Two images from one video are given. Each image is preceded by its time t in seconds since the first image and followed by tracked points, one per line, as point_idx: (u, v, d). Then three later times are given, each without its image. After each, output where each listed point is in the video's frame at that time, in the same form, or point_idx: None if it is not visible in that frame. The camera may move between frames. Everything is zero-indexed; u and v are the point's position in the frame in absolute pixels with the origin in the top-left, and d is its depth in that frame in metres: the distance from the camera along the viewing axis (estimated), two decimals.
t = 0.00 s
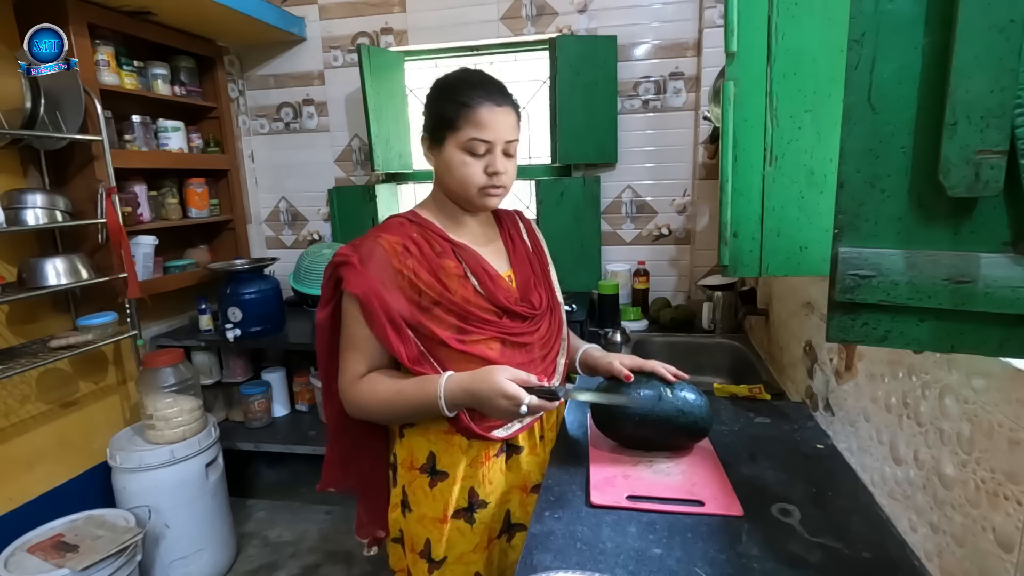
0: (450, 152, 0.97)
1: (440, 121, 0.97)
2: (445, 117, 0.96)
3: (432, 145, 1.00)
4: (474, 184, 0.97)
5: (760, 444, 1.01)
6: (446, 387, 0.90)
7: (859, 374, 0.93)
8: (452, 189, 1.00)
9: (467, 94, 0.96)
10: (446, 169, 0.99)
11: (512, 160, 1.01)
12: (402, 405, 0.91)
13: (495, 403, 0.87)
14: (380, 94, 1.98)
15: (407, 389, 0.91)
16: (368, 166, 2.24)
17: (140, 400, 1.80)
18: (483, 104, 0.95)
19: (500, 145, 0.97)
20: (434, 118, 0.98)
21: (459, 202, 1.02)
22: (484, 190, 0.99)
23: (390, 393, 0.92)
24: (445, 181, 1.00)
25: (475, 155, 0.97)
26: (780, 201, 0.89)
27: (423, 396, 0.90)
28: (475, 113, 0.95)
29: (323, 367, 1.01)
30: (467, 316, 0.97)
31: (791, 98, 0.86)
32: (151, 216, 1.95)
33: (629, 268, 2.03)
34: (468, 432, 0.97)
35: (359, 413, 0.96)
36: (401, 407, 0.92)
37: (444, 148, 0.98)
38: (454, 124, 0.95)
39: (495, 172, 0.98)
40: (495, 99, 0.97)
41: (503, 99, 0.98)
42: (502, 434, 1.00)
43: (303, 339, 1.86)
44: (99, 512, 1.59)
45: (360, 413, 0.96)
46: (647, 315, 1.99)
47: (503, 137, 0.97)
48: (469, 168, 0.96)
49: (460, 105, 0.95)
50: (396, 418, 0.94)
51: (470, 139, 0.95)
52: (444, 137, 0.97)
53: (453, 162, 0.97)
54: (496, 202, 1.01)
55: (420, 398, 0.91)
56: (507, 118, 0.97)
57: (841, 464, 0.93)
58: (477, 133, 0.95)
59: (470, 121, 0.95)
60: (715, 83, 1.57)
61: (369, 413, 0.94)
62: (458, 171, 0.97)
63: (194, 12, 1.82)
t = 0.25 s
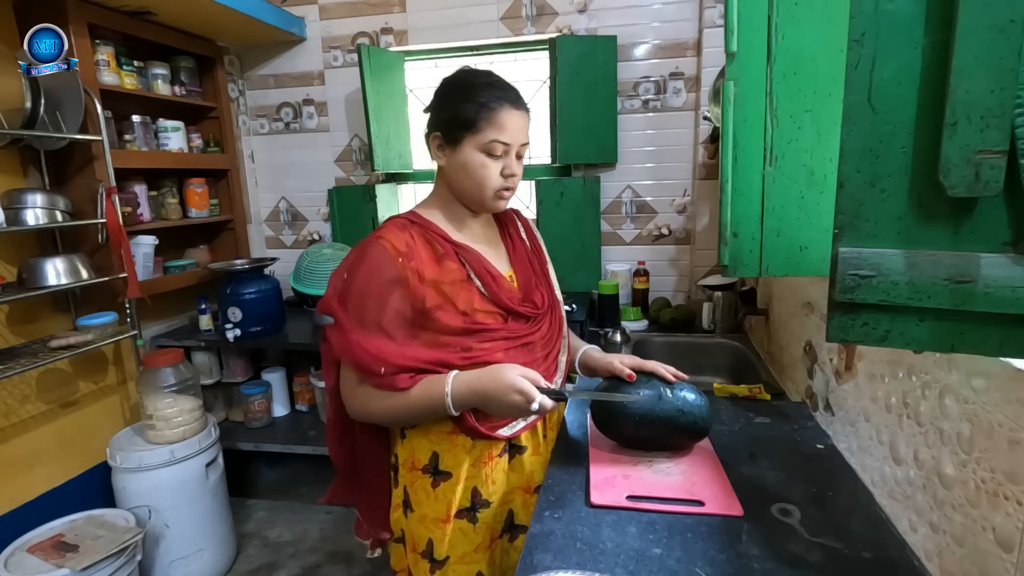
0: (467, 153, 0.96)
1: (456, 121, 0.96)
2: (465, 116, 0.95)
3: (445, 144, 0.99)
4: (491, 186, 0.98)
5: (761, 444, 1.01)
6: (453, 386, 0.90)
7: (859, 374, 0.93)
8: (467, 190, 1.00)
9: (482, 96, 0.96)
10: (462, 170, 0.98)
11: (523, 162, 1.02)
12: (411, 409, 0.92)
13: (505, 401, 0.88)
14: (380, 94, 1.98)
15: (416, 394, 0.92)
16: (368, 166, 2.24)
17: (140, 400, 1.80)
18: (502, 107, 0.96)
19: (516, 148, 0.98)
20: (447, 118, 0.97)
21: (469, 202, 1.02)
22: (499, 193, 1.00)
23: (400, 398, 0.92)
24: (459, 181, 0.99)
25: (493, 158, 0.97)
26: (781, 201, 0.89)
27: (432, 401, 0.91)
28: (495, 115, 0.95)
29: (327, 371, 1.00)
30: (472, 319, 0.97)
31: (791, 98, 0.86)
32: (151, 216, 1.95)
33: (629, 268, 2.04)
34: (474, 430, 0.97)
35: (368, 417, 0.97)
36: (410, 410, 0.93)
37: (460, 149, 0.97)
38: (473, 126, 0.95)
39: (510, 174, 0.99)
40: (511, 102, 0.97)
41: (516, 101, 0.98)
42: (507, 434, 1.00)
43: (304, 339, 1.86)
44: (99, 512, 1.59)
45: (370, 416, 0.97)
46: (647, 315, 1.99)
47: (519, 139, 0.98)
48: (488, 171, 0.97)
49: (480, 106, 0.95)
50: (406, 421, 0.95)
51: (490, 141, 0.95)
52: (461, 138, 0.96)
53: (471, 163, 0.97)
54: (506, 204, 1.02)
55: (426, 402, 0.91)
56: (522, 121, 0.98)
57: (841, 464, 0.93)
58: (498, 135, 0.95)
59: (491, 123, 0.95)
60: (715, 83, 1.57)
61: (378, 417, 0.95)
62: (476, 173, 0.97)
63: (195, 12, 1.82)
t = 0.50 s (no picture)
0: (470, 152, 0.96)
1: (459, 120, 0.96)
2: (468, 116, 0.95)
3: (447, 144, 0.99)
4: (492, 185, 0.97)
5: (761, 445, 1.01)
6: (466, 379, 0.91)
7: (859, 374, 0.93)
8: (469, 189, 0.99)
9: (486, 95, 0.96)
10: (464, 169, 0.98)
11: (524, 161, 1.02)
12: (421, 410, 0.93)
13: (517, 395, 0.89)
14: (380, 94, 1.98)
15: (425, 392, 0.92)
16: (368, 166, 2.24)
17: (140, 400, 1.80)
18: (505, 107, 0.96)
19: (519, 147, 0.98)
20: (450, 117, 0.97)
21: (471, 201, 1.02)
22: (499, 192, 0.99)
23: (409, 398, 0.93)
24: (461, 181, 0.99)
25: (494, 157, 0.97)
26: (781, 201, 0.89)
27: (441, 400, 0.91)
28: (498, 114, 0.95)
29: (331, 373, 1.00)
30: (476, 317, 0.98)
31: (791, 98, 0.86)
32: (151, 216, 1.95)
33: (629, 268, 2.03)
34: (478, 428, 0.98)
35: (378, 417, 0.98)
36: (418, 409, 0.93)
37: (463, 148, 0.97)
38: (476, 125, 0.95)
39: (512, 173, 0.99)
40: (514, 101, 0.98)
41: (519, 102, 0.98)
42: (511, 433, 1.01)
43: (304, 339, 1.86)
44: (99, 512, 1.59)
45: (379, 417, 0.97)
46: (647, 315, 1.99)
47: (521, 138, 0.98)
48: (489, 169, 0.96)
49: (484, 105, 0.95)
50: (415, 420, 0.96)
51: (493, 139, 0.95)
52: (464, 137, 0.96)
53: (474, 162, 0.96)
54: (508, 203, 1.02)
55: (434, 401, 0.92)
56: (524, 121, 0.98)
57: (841, 464, 0.93)
58: (501, 134, 0.95)
59: (494, 122, 0.95)
60: (715, 83, 1.56)
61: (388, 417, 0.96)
62: (477, 172, 0.97)
63: (194, 12, 1.81)
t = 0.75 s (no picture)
0: (465, 146, 0.97)
1: (456, 115, 0.97)
2: (465, 110, 0.96)
3: (447, 140, 1.00)
4: (486, 180, 0.97)
5: (761, 445, 1.01)
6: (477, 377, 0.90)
7: (859, 374, 0.93)
8: (463, 184, 0.99)
9: (485, 92, 0.97)
10: (459, 164, 0.98)
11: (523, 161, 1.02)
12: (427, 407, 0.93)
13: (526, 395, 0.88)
14: (380, 94, 1.98)
15: (430, 387, 0.92)
16: (368, 166, 2.24)
17: (140, 400, 1.80)
18: (503, 103, 0.96)
19: (515, 145, 0.98)
20: (450, 113, 0.98)
21: (467, 199, 1.02)
22: (494, 188, 0.99)
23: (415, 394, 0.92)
24: (457, 176, 1.00)
25: (489, 152, 0.97)
26: (781, 201, 0.89)
27: (447, 394, 0.91)
28: (495, 110, 0.96)
29: (337, 371, 1.00)
30: (478, 315, 0.98)
31: (791, 98, 0.86)
32: (151, 216, 1.95)
33: (629, 268, 2.03)
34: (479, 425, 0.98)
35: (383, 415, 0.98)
36: (422, 407, 0.93)
37: (459, 143, 0.98)
38: (472, 119, 0.96)
39: (507, 170, 0.98)
40: (514, 100, 0.98)
41: (520, 101, 0.99)
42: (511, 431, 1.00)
43: (304, 339, 1.86)
44: (99, 512, 1.59)
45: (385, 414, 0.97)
46: (647, 315, 1.99)
47: (519, 136, 0.98)
48: (483, 164, 0.97)
49: (481, 101, 0.96)
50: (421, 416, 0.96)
51: (488, 135, 0.96)
52: (461, 131, 0.97)
53: (468, 156, 0.97)
54: (504, 202, 1.02)
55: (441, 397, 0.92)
56: (524, 121, 0.99)
57: (841, 465, 0.93)
58: (496, 129, 0.96)
59: (490, 117, 0.95)
60: (715, 83, 1.56)
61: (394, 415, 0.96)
62: (471, 166, 0.97)
63: (194, 12, 1.82)
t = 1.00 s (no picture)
0: (464, 142, 0.97)
1: (458, 112, 0.97)
2: (466, 107, 0.97)
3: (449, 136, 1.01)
4: (483, 176, 0.97)
5: (761, 445, 1.01)
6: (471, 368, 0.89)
7: (859, 374, 0.93)
8: (462, 181, 1.00)
9: (487, 91, 0.97)
10: (458, 160, 0.98)
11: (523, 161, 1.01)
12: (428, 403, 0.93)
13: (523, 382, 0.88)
14: (380, 94, 1.98)
15: (428, 383, 0.91)
16: (368, 166, 2.24)
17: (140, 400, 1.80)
18: (504, 101, 0.96)
19: (514, 143, 0.97)
20: (452, 110, 0.99)
21: (467, 196, 1.02)
22: (491, 185, 0.98)
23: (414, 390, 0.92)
24: (455, 172, 1.00)
25: (488, 149, 0.97)
26: (781, 201, 0.89)
27: (445, 391, 0.90)
28: (495, 108, 0.96)
29: (340, 370, 1.00)
30: (477, 313, 0.98)
31: (791, 98, 0.86)
32: (151, 216, 1.95)
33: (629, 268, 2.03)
34: (479, 420, 0.99)
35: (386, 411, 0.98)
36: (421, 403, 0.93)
37: (459, 139, 0.98)
38: (472, 116, 0.96)
39: (505, 168, 0.98)
40: (515, 100, 0.98)
41: (522, 99, 1.00)
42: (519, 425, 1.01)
43: (304, 339, 1.86)
44: (99, 512, 1.59)
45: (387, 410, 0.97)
46: (647, 315, 1.99)
47: (519, 135, 0.98)
48: (481, 160, 0.96)
49: (483, 98, 0.96)
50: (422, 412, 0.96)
51: (486, 131, 0.96)
52: (461, 128, 0.97)
53: (465, 152, 0.97)
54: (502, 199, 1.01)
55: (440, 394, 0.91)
56: (526, 120, 0.99)
57: (841, 465, 0.93)
58: (495, 126, 0.95)
59: (490, 114, 0.95)
60: (715, 83, 1.56)
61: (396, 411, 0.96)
62: (470, 163, 0.97)
63: (194, 12, 1.82)
